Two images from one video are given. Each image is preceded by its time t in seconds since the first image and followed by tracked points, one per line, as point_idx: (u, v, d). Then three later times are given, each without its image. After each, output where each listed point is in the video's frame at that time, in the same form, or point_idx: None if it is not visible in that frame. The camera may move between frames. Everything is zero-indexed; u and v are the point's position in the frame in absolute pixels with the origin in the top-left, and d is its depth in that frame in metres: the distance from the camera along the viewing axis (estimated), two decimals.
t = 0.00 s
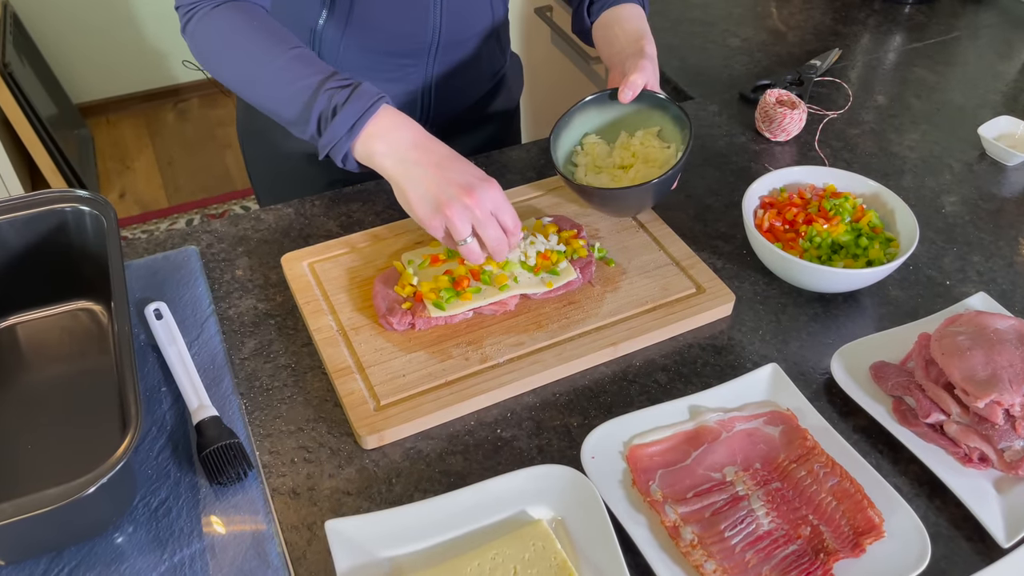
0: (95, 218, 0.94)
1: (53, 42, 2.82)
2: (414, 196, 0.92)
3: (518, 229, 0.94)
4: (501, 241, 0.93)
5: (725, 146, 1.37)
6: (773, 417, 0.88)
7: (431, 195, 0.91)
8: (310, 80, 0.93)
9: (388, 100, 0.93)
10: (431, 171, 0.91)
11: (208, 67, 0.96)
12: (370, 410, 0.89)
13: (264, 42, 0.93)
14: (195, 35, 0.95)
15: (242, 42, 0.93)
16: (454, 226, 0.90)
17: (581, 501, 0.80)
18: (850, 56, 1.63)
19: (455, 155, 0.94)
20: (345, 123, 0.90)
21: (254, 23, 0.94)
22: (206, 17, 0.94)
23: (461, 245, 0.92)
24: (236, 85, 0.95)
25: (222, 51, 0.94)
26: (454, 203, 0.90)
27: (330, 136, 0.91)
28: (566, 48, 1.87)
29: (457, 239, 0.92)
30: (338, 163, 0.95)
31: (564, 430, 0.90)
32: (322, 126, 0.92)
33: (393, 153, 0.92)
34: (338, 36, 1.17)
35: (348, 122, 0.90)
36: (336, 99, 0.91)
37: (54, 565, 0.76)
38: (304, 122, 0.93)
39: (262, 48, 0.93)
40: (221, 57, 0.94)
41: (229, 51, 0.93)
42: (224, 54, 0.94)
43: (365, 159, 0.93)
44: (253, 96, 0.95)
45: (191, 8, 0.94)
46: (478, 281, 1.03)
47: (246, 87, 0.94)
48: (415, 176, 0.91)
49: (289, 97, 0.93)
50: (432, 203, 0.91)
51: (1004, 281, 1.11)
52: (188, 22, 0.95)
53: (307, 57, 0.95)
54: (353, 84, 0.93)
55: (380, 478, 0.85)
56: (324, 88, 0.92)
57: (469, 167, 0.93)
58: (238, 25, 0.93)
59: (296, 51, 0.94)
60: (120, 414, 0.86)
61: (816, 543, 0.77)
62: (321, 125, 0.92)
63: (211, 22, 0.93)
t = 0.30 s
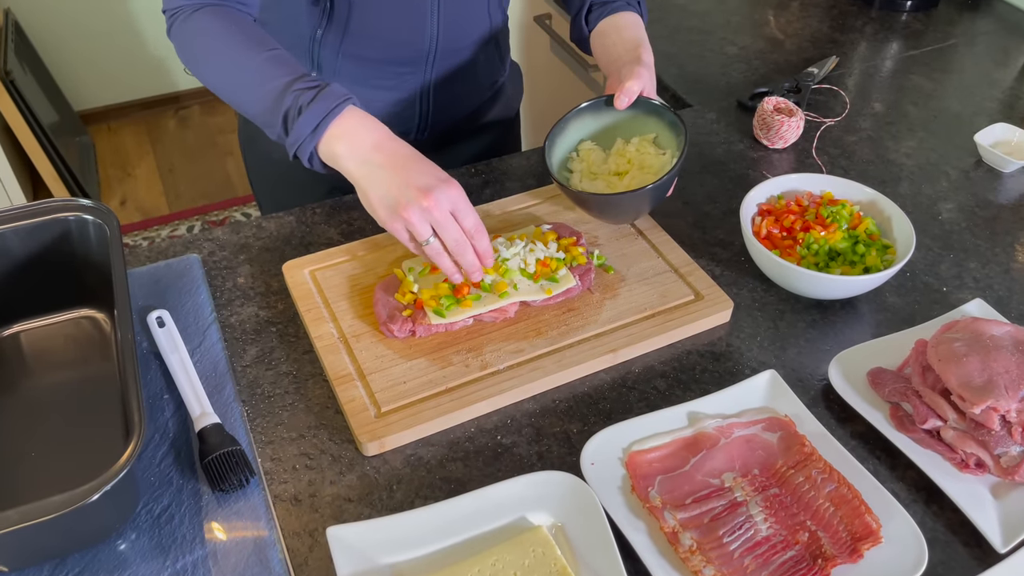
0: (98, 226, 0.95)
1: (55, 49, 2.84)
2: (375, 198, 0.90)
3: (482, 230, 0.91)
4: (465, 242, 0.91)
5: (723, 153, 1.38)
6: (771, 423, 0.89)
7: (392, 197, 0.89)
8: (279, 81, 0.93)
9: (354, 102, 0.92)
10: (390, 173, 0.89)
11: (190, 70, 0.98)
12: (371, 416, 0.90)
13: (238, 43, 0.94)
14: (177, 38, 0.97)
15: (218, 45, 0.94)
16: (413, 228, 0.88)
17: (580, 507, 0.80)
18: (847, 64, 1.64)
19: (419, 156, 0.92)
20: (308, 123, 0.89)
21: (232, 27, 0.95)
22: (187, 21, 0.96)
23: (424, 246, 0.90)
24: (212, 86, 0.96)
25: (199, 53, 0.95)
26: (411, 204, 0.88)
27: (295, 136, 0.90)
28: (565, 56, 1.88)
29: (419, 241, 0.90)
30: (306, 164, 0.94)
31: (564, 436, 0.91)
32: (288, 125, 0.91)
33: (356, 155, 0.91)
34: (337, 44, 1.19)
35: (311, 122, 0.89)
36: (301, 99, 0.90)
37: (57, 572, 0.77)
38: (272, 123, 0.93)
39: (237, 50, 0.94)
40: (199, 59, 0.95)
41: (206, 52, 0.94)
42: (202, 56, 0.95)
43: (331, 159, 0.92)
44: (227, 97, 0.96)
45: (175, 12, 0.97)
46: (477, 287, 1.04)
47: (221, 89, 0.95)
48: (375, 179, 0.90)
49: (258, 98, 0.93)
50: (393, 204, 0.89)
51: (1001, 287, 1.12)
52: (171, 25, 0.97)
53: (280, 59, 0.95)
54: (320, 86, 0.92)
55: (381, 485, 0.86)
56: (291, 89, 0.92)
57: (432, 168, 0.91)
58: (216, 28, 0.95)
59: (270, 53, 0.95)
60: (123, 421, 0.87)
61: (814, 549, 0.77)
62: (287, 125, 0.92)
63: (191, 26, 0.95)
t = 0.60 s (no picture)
0: (99, 239, 0.96)
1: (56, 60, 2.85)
2: (359, 217, 0.92)
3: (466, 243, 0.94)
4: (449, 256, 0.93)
5: (719, 165, 1.39)
6: (766, 433, 0.90)
7: (376, 217, 0.90)
8: (273, 104, 0.94)
9: (346, 127, 0.93)
10: (375, 191, 0.91)
11: (184, 86, 0.98)
12: (370, 427, 0.90)
13: (233, 64, 0.95)
14: (173, 52, 0.97)
15: (213, 64, 0.95)
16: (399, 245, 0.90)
17: (578, 518, 0.81)
18: (842, 76, 1.65)
19: (401, 175, 0.93)
20: (299, 147, 0.90)
21: (228, 47, 0.96)
22: (183, 37, 0.96)
23: (408, 262, 0.92)
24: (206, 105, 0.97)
25: (194, 71, 0.96)
26: (396, 222, 0.89)
27: (284, 158, 0.91)
28: (562, 68, 1.90)
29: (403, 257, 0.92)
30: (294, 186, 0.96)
31: (561, 447, 0.92)
32: (279, 147, 0.93)
33: (339, 176, 0.92)
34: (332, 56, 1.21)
35: (302, 146, 0.90)
36: (294, 123, 0.91)
37: None
38: (263, 144, 0.94)
39: (232, 72, 0.95)
40: (194, 78, 0.96)
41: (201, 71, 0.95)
42: (197, 75, 0.96)
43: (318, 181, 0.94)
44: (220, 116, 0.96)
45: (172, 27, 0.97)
46: (475, 299, 1.05)
47: (214, 108, 0.96)
48: (360, 198, 0.91)
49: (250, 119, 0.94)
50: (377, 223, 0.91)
51: (995, 298, 1.13)
52: (168, 41, 0.98)
53: (275, 82, 0.96)
54: (313, 111, 0.93)
55: (380, 495, 0.87)
56: (284, 113, 0.93)
57: (414, 187, 0.92)
58: (213, 47, 0.95)
59: (264, 75, 0.96)
60: (123, 433, 0.87)
61: (809, 558, 0.78)
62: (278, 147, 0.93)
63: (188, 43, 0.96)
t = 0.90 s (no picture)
0: (100, 252, 0.97)
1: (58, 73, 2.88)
2: (383, 173, 0.91)
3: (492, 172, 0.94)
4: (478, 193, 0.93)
5: (716, 177, 1.40)
6: (762, 444, 0.90)
7: (399, 169, 0.90)
8: (275, 89, 0.94)
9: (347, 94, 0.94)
10: (393, 141, 0.91)
11: (190, 98, 1.00)
12: (367, 439, 0.91)
13: (228, 62, 0.96)
14: (174, 69, 0.99)
15: (214, 68, 0.96)
16: (428, 186, 0.90)
17: (575, 529, 0.81)
18: (838, 88, 1.67)
19: (411, 122, 0.94)
20: (306, 120, 0.91)
21: (225, 49, 0.97)
22: (182, 51, 0.98)
23: (439, 205, 0.92)
24: (213, 108, 0.98)
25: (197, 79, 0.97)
26: (420, 163, 0.89)
27: (295, 135, 0.91)
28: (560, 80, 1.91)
29: (434, 201, 0.92)
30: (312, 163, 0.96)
31: (558, 458, 0.92)
32: (288, 127, 0.93)
33: (354, 141, 0.92)
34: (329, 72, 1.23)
35: (309, 118, 0.91)
36: (296, 100, 0.92)
37: None
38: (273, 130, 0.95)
39: (232, 69, 0.96)
40: (197, 85, 0.97)
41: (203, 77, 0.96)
42: (201, 81, 0.97)
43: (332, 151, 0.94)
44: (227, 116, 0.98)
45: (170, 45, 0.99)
46: (473, 311, 1.05)
47: (220, 108, 0.97)
48: (379, 155, 0.91)
49: (253, 108, 0.94)
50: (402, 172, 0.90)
51: (990, 308, 1.13)
52: (168, 59, 0.99)
53: (274, 70, 0.97)
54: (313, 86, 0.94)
55: (378, 507, 0.87)
56: (286, 93, 0.93)
57: (428, 130, 0.93)
58: (211, 53, 0.96)
59: (263, 66, 0.97)
60: (123, 444, 0.88)
61: (805, 569, 0.78)
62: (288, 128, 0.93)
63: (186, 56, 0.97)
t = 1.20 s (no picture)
0: (103, 264, 0.98)
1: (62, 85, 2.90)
2: (466, 178, 0.96)
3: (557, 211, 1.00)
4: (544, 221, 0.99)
5: (715, 188, 1.41)
6: (761, 454, 0.91)
7: (488, 177, 0.95)
8: (334, 96, 0.96)
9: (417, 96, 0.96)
10: (482, 154, 0.95)
11: (229, 117, 0.99)
12: (369, 450, 0.91)
13: (283, 74, 0.97)
14: (209, 91, 0.98)
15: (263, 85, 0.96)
16: (509, 205, 0.95)
17: (575, 540, 0.81)
18: (836, 99, 1.68)
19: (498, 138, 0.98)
20: (385, 124, 0.94)
21: (267, 65, 0.97)
22: (218, 71, 0.97)
23: (509, 225, 0.97)
24: (265, 126, 0.98)
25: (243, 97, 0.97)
26: (512, 180, 0.94)
27: (373, 140, 0.94)
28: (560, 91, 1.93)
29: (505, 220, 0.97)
30: (384, 169, 0.98)
31: (559, 468, 0.93)
32: (361, 134, 0.95)
33: (441, 141, 0.95)
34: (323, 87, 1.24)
35: (387, 121, 0.94)
36: (364, 104, 0.95)
37: None
38: (341, 139, 0.97)
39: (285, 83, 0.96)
40: (239, 104, 0.97)
41: (251, 94, 0.96)
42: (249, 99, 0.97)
43: (413, 152, 0.96)
44: (280, 131, 0.98)
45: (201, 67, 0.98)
46: (474, 321, 1.06)
47: (275, 124, 0.98)
48: (469, 158, 0.95)
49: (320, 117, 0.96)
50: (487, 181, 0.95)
51: (988, 318, 1.14)
52: (200, 81, 0.98)
53: (324, 78, 0.98)
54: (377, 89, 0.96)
55: (379, 517, 0.87)
56: (351, 100, 0.95)
57: (516, 150, 0.98)
58: (252, 70, 0.96)
59: (313, 76, 0.98)
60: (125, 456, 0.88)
61: None
62: (359, 135, 0.96)
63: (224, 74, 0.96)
